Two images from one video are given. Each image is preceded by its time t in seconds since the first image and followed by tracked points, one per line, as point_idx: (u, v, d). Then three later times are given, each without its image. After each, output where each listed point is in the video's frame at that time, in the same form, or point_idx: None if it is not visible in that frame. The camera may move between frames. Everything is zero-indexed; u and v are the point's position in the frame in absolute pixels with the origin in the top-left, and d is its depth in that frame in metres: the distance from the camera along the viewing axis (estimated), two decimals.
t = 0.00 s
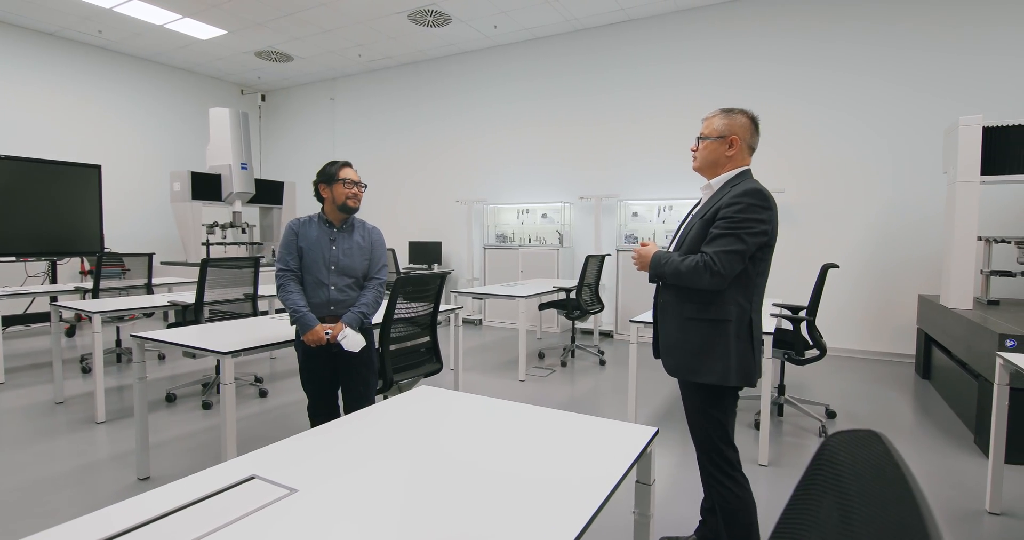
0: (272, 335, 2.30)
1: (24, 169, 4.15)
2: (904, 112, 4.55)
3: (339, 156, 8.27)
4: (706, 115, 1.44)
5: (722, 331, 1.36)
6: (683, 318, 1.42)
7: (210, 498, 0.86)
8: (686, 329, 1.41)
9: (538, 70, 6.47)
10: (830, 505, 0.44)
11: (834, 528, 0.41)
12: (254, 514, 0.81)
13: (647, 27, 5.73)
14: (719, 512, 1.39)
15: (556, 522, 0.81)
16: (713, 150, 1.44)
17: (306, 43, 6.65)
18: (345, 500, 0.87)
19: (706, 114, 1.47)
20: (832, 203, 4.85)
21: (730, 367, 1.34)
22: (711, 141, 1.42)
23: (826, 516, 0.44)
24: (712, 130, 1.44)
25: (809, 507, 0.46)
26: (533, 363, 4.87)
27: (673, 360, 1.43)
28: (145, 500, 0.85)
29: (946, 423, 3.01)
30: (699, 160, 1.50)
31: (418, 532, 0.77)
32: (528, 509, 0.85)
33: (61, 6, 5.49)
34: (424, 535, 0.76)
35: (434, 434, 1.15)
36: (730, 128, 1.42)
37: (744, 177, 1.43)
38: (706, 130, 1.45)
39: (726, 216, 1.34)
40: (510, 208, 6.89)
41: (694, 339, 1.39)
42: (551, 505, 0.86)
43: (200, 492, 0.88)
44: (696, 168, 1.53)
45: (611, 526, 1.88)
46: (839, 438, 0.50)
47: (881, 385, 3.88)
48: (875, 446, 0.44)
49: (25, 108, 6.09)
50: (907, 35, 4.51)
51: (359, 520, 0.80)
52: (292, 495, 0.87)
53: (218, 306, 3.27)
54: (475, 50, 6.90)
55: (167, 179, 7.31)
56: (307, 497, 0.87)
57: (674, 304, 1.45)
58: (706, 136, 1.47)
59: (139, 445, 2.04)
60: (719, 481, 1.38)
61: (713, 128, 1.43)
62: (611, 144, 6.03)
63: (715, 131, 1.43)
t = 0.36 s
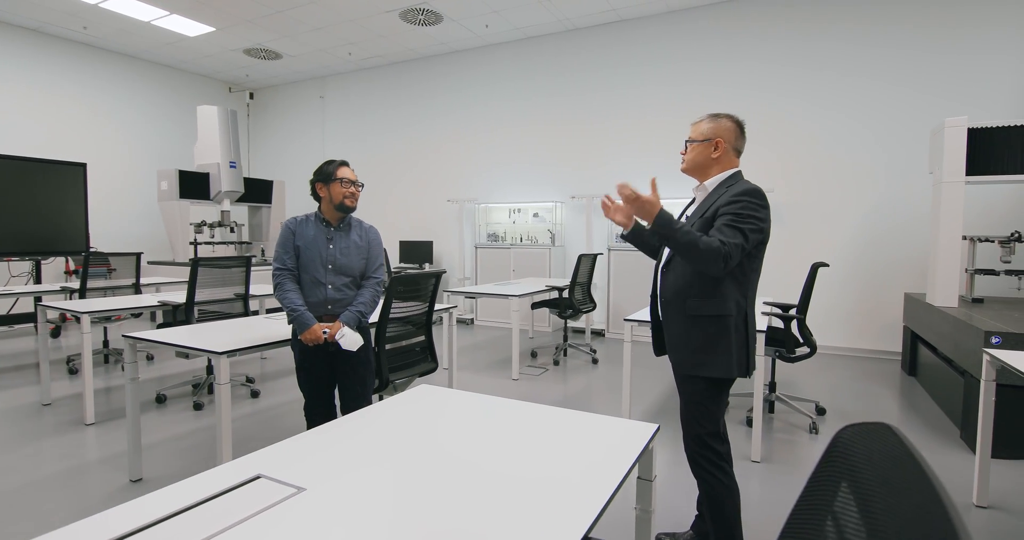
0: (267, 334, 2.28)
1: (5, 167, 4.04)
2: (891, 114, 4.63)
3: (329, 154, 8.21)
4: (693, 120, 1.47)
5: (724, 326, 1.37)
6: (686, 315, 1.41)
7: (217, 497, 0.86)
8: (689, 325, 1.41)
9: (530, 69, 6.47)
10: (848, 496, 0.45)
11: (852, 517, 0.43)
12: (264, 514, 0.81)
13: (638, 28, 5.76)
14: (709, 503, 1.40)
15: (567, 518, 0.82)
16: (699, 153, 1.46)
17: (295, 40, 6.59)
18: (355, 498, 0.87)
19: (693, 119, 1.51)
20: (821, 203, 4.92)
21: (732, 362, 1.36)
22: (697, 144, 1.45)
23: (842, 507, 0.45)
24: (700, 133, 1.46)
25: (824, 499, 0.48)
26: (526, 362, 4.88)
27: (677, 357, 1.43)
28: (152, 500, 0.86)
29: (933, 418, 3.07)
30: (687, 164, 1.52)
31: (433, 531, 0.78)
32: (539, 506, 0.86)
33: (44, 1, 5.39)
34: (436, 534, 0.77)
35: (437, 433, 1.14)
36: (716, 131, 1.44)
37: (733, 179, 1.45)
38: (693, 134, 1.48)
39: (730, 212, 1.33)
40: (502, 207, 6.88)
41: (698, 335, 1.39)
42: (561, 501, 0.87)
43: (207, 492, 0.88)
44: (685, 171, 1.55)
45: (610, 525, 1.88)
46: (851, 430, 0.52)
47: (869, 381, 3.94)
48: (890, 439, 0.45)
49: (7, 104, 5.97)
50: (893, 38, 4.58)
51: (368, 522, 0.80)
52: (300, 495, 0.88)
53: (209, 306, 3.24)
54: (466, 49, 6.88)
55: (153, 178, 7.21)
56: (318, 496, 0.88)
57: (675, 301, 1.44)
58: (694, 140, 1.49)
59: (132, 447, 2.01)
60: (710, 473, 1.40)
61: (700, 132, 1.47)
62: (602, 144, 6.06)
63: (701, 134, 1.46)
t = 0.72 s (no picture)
0: (266, 335, 2.26)
1: None
2: (881, 115, 4.69)
3: (321, 153, 8.15)
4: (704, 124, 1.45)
5: (734, 320, 1.38)
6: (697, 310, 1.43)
7: (241, 501, 0.86)
8: (699, 320, 1.43)
9: (523, 68, 6.47)
10: (895, 491, 0.48)
11: (901, 512, 0.45)
12: (290, 517, 0.82)
13: (631, 27, 5.78)
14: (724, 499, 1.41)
15: (591, 514, 0.83)
16: (714, 157, 1.46)
17: (287, 38, 6.53)
18: (378, 499, 0.87)
19: (702, 123, 1.49)
20: (813, 203, 4.97)
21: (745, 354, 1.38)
22: (713, 149, 1.44)
23: (890, 502, 0.47)
24: (712, 137, 1.46)
25: (870, 491, 0.50)
26: (522, 361, 4.87)
27: (690, 353, 1.44)
28: (177, 505, 0.86)
29: (925, 415, 3.11)
30: (699, 168, 1.52)
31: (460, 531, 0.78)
32: (562, 503, 0.86)
33: None
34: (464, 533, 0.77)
35: (454, 435, 1.14)
36: (730, 135, 1.45)
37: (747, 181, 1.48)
38: (705, 139, 1.47)
39: (731, 204, 1.36)
40: (495, 206, 6.87)
41: (709, 330, 1.40)
42: (584, 498, 0.87)
43: (229, 497, 0.88)
44: (694, 173, 1.54)
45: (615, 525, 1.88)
46: (893, 428, 0.52)
47: (862, 379, 3.99)
48: (933, 431, 0.46)
49: None
50: (884, 40, 4.65)
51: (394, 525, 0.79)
52: (324, 497, 0.88)
53: (204, 307, 3.19)
54: (459, 47, 6.86)
55: (142, 176, 7.11)
56: (342, 497, 0.88)
57: (685, 298, 1.46)
58: (705, 143, 1.48)
59: (130, 450, 1.98)
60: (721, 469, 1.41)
61: (713, 136, 1.46)
62: (595, 143, 6.08)
63: (715, 139, 1.45)
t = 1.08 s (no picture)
0: (260, 335, 2.22)
1: None
2: (863, 117, 4.80)
3: (306, 150, 8.04)
4: (715, 119, 1.46)
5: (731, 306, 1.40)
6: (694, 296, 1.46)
7: (262, 505, 0.79)
8: (697, 306, 1.46)
9: (511, 67, 6.46)
10: (935, 477, 0.50)
11: (944, 498, 0.48)
12: (319, 521, 0.75)
13: (619, 27, 5.81)
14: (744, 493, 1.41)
15: (633, 509, 0.79)
16: (723, 153, 1.47)
17: (271, 34, 6.44)
18: (408, 498, 0.82)
19: (711, 117, 1.49)
20: (798, 202, 5.06)
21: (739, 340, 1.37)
22: (722, 145, 1.45)
23: (931, 489, 0.50)
24: (722, 133, 1.46)
25: (907, 480, 0.53)
26: (512, 360, 4.87)
27: (686, 339, 1.47)
28: (193, 510, 0.78)
29: (908, 409, 3.19)
30: (707, 163, 1.52)
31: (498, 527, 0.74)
32: (598, 497, 0.83)
33: None
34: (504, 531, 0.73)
35: (468, 430, 1.11)
36: (740, 131, 1.45)
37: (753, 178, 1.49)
38: (714, 134, 1.48)
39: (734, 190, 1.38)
40: (483, 205, 6.84)
41: (705, 316, 1.43)
42: (620, 492, 0.85)
43: (249, 501, 0.81)
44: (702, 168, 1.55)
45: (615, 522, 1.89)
46: (927, 423, 0.54)
47: (846, 375, 4.07)
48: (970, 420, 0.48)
49: None
50: (865, 43, 4.76)
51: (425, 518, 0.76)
52: (351, 498, 0.82)
53: (192, 308, 3.13)
54: (446, 45, 6.82)
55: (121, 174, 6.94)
56: (370, 499, 0.82)
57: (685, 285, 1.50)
58: (714, 139, 1.49)
59: (121, 454, 1.94)
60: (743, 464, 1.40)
61: (722, 132, 1.46)
62: (584, 142, 6.11)
63: (725, 136, 1.46)
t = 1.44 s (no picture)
0: (244, 335, 2.18)
1: None
2: (837, 119, 4.96)
3: (282, 147, 7.88)
4: (717, 109, 1.50)
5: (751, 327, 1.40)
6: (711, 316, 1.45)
7: (274, 506, 0.79)
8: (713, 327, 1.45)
9: (493, 64, 6.44)
10: (952, 460, 0.53)
11: (966, 479, 0.51)
12: (334, 520, 0.75)
13: (599, 27, 5.86)
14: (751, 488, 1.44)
15: (647, 501, 0.82)
16: (723, 145, 1.49)
17: (247, 28, 6.29)
18: (424, 497, 0.82)
19: (716, 109, 1.53)
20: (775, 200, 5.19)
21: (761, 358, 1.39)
22: (722, 135, 1.49)
23: (949, 470, 0.53)
24: (723, 124, 1.50)
25: (924, 462, 0.56)
26: (496, 357, 4.87)
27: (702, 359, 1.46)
28: (201, 513, 0.77)
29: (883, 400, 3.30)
30: (707, 154, 1.56)
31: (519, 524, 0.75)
32: (611, 491, 0.85)
33: None
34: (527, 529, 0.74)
35: (478, 431, 1.11)
36: (741, 123, 1.49)
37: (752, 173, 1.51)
38: (716, 125, 1.51)
39: (749, 217, 1.37)
40: (464, 203, 6.80)
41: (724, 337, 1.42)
42: (631, 485, 0.87)
43: (260, 500, 0.80)
44: (701, 161, 1.58)
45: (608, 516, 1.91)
46: (941, 409, 0.57)
47: (822, 368, 4.19)
48: (984, 405, 0.51)
49: None
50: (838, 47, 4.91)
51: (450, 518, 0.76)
52: (363, 497, 0.82)
53: (170, 308, 3.04)
54: (427, 42, 6.77)
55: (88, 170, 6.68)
56: (384, 496, 0.82)
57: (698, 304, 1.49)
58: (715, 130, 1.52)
59: (100, 458, 1.88)
60: (754, 460, 1.42)
61: (724, 122, 1.50)
62: (565, 140, 6.14)
63: (726, 126, 1.49)
